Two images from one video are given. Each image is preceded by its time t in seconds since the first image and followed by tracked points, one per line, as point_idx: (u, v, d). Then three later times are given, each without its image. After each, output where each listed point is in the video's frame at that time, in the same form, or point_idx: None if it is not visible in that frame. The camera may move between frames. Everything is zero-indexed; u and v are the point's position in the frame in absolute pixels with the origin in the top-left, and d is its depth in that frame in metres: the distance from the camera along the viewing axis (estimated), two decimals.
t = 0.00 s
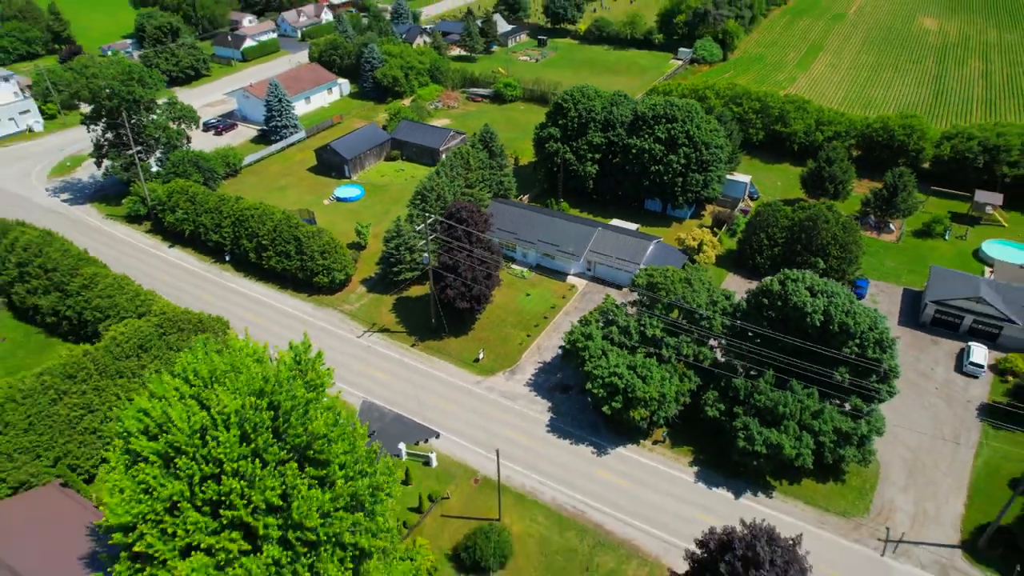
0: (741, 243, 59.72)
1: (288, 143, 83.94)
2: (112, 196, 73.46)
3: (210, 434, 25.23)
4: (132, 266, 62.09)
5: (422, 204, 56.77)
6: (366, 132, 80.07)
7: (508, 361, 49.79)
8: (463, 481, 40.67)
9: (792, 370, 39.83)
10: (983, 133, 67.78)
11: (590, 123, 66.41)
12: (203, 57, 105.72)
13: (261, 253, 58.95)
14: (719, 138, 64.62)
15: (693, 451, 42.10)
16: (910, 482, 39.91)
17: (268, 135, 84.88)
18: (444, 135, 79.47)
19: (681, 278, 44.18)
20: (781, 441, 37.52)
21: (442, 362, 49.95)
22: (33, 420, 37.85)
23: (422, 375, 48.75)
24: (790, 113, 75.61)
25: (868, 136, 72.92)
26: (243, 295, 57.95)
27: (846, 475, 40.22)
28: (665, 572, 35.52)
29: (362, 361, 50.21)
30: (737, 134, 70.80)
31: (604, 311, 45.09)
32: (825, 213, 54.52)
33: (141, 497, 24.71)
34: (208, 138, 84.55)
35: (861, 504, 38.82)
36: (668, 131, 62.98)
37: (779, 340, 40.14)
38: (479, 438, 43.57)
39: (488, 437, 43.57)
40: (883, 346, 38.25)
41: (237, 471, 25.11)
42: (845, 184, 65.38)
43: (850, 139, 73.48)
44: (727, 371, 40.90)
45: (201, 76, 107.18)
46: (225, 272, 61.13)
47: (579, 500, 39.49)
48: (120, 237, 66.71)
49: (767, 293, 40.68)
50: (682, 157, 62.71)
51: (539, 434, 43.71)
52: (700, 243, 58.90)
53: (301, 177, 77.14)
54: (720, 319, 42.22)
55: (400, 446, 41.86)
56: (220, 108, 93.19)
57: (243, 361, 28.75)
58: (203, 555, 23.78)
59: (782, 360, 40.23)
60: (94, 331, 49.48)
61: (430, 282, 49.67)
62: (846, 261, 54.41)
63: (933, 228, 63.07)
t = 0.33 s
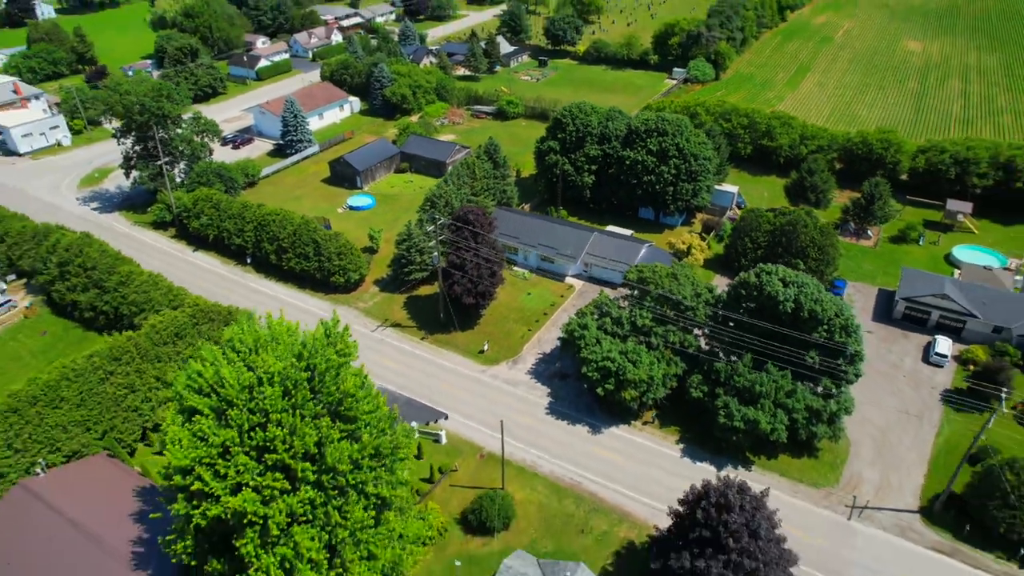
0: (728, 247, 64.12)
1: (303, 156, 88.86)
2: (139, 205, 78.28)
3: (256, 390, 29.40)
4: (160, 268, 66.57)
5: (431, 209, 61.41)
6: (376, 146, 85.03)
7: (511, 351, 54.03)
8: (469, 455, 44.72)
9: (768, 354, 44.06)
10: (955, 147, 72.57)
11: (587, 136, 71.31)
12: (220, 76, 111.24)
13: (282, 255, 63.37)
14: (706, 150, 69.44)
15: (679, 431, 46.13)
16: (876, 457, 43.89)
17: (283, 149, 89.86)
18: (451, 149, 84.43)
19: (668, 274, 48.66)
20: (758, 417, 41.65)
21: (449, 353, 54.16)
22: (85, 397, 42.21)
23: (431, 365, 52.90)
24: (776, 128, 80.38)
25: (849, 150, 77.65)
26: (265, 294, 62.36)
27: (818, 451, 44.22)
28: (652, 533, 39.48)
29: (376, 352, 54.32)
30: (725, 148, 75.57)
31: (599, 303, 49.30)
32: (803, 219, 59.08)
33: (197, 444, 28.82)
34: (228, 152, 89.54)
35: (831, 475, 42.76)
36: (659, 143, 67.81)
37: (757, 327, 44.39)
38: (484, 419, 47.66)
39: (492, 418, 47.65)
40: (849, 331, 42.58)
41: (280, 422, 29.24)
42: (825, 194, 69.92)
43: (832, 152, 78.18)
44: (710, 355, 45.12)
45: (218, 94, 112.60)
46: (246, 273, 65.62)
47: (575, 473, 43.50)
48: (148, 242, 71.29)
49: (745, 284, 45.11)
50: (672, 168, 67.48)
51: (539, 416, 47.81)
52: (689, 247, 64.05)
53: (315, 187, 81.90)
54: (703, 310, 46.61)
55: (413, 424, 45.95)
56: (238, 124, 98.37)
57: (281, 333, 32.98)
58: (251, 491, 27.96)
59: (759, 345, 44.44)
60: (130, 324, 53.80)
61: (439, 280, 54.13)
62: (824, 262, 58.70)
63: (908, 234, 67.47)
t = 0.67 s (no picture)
0: (717, 253, 68.63)
1: (316, 170, 93.87)
2: (163, 215, 83.09)
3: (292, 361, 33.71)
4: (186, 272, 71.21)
5: (440, 216, 66.13)
6: (386, 160, 90.07)
7: (513, 345, 58.36)
8: (475, 437, 48.88)
9: (748, 344, 48.36)
10: (930, 161, 77.42)
11: (584, 151, 76.37)
12: (236, 95, 116.76)
13: (300, 259, 67.89)
14: (696, 164, 74.26)
15: (668, 416, 50.27)
16: (848, 438, 47.99)
17: (298, 163, 94.89)
18: (457, 164, 89.46)
19: (657, 273, 53.18)
20: (739, 400, 45.87)
21: (457, 347, 58.44)
22: (128, 380, 46.66)
23: (440, 358, 57.15)
24: (764, 142, 85.29)
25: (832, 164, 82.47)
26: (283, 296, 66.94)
27: (795, 433, 48.32)
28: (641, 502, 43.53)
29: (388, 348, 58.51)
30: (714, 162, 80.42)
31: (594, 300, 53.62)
32: (785, 226, 63.67)
33: (241, 408, 32.99)
34: (245, 165, 94.58)
35: (806, 454, 46.82)
36: (652, 157, 72.71)
37: (737, 320, 48.81)
38: (489, 405, 51.85)
39: (496, 405, 51.84)
40: (820, 321, 47.05)
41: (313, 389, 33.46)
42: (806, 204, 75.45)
43: (816, 165, 82.91)
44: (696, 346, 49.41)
45: (233, 112, 118.01)
46: (266, 276, 70.29)
47: (572, 452, 47.56)
48: (174, 248, 76.01)
49: (726, 281, 49.75)
50: (664, 179, 72.30)
51: (539, 402, 52.02)
52: (679, 253, 69.29)
53: (329, 198, 86.77)
54: (690, 306, 51.10)
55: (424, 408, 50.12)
56: (254, 140, 103.60)
57: (310, 315, 37.35)
58: (290, 447, 32.15)
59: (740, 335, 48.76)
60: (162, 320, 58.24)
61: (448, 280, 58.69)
62: (805, 266, 63.09)
63: (886, 241, 71.98)
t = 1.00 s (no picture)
0: (706, 260, 73.19)
1: (329, 184, 98.94)
2: (185, 225, 87.98)
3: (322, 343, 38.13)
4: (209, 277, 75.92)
5: (447, 225, 70.90)
6: (395, 175, 95.09)
7: (516, 343, 62.77)
8: (481, 424, 53.10)
9: (731, 339, 53.11)
10: (908, 175, 82.26)
11: (582, 165, 81.38)
12: (250, 114, 122.39)
13: (316, 265, 72.52)
14: (687, 177, 79.18)
15: (659, 405, 54.48)
16: (824, 425, 52.16)
17: (311, 178, 100.01)
18: (462, 178, 94.49)
19: (649, 275, 57.77)
20: (722, 389, 50.27)
21: (464, 345, 62.79)
22: (164, 370, 51.08)
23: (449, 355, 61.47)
24: (752, 158, 90.23)
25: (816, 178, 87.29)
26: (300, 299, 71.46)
27: (775, 421, 52.46)
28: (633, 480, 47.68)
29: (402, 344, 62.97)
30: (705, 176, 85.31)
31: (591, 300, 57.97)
32: (769, 234, 68.29)
33: (277, 383, 37.38)
34: (261, 180, 99.67)
35: (785, 439, 50.96)
36: (645, 171, 77.71)
37: (721, 317, 53.77)
38: (494, 396, 56.12)
39: (500, 396, 56.12)
40: (796, 317, 51.53)
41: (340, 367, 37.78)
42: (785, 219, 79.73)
43: (802, 180, 87.72)
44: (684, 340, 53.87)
45: (248, 130, 123.57)
46: (284, 281, 74.88)
47: (571, 437, 51.76)
48: (197, 255, 80.81)
49: (711, 282, 54.91)
50: (657, 192, 77.22)
51: (540, 394, 56.29)
52: (671, 260, 73.87)
53: (341, 210, 91.67)
54: (679, 305, 55.61)
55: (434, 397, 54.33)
56: (269, 156, 108.87)
57: (336, 305, 41.78)
58: (320, 418, 36.46)
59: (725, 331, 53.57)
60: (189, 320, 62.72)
61: (456, 283, 63.42)
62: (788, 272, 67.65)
63: (867, 250, 76.56)
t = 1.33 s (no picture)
0: (697, 269, 77.81)
1: (340, 199, 104.07)
2: (205, 236, 93.07)
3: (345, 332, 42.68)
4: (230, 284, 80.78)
5: (454, 235, 75.66)
6: (404, 190, 100.18)
7: (518, 344, 67.26)
8: (486, 415, 57.44)
9: (717, 337, 57.31)
10: (888, 190, 87.16)
11: (580, 180, 86.40)
12: (264, 133, 128.04)
13: (331, 272, 77.27)
14: (679, 192, 84.13)
15: (651, 399, 58.84)
16: (803, 417, 56.45)
17: (324, 193, 105.18)
18: (467, 193, 99.59)
19: (641, 279, 62.46)
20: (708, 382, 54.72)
21: (470, 346, 67.26)
22: (195, 364, 55.65)
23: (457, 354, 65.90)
24: (742, 174, 95.30)
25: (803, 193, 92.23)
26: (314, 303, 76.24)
27: (758, 413, 56.73)
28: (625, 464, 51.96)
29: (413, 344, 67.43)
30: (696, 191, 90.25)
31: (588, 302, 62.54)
32: (755, 244, 72.94)
33: (306, 368, 41.89)
34: (275, 195, 104.81)
35: (767, 429, 55.21)
36: (639, 185, 82.71)
37: (707, 316, 58.11)
38: (498, 391, 60.54)
39: (504, 390, 60.51)
40: (775, 316, 56.29)
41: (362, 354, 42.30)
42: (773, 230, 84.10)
43: (789, 195, 92.68)
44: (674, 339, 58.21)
45: (261, 148, 129.14)
46: (301, 288, 79.72)
47: (569, 426, 56.07)
48: (217, 264, 85.78)
49: (697, 285, 59.34)
50: (651, 205, 82.14)
51: (540, 389, 60.68)
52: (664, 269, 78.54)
53: (352, 223, 96.65)
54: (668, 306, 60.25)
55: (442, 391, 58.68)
56: (282, 173, 114.20)
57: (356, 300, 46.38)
58: (344, 398, 40.97)
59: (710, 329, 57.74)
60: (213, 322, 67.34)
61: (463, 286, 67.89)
62: (773, 279, 72.22)
63: (849, 260, 81.22)
